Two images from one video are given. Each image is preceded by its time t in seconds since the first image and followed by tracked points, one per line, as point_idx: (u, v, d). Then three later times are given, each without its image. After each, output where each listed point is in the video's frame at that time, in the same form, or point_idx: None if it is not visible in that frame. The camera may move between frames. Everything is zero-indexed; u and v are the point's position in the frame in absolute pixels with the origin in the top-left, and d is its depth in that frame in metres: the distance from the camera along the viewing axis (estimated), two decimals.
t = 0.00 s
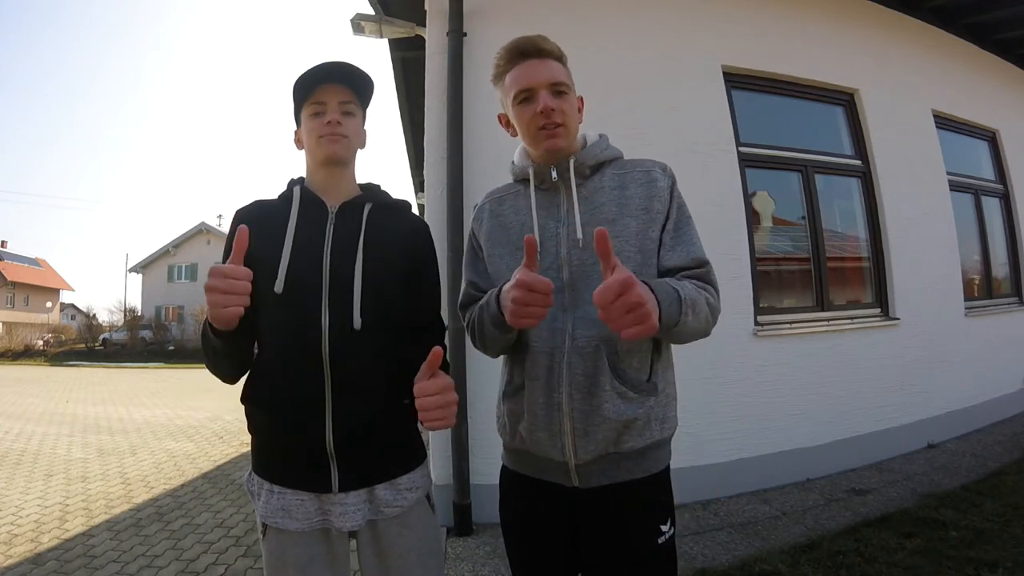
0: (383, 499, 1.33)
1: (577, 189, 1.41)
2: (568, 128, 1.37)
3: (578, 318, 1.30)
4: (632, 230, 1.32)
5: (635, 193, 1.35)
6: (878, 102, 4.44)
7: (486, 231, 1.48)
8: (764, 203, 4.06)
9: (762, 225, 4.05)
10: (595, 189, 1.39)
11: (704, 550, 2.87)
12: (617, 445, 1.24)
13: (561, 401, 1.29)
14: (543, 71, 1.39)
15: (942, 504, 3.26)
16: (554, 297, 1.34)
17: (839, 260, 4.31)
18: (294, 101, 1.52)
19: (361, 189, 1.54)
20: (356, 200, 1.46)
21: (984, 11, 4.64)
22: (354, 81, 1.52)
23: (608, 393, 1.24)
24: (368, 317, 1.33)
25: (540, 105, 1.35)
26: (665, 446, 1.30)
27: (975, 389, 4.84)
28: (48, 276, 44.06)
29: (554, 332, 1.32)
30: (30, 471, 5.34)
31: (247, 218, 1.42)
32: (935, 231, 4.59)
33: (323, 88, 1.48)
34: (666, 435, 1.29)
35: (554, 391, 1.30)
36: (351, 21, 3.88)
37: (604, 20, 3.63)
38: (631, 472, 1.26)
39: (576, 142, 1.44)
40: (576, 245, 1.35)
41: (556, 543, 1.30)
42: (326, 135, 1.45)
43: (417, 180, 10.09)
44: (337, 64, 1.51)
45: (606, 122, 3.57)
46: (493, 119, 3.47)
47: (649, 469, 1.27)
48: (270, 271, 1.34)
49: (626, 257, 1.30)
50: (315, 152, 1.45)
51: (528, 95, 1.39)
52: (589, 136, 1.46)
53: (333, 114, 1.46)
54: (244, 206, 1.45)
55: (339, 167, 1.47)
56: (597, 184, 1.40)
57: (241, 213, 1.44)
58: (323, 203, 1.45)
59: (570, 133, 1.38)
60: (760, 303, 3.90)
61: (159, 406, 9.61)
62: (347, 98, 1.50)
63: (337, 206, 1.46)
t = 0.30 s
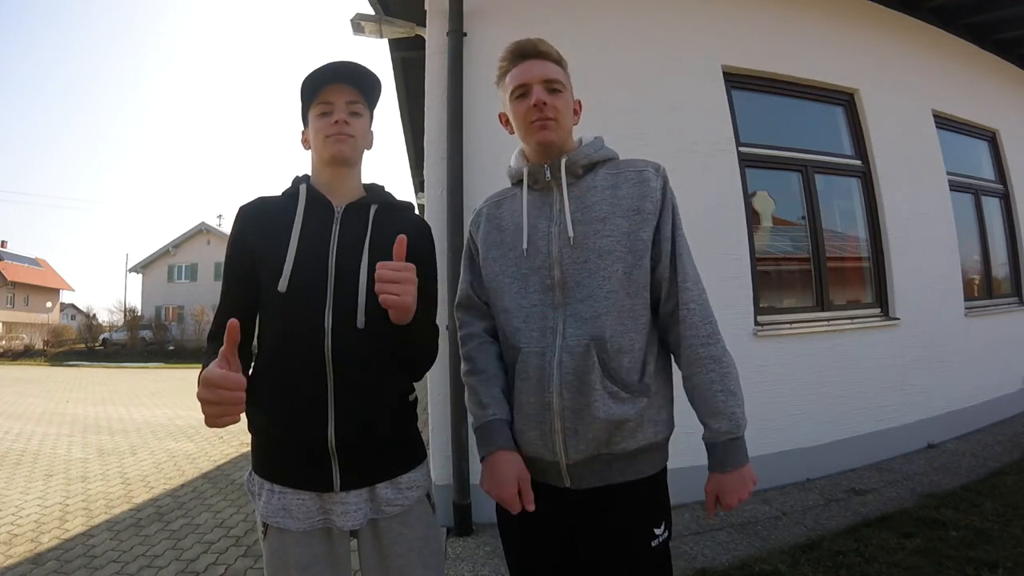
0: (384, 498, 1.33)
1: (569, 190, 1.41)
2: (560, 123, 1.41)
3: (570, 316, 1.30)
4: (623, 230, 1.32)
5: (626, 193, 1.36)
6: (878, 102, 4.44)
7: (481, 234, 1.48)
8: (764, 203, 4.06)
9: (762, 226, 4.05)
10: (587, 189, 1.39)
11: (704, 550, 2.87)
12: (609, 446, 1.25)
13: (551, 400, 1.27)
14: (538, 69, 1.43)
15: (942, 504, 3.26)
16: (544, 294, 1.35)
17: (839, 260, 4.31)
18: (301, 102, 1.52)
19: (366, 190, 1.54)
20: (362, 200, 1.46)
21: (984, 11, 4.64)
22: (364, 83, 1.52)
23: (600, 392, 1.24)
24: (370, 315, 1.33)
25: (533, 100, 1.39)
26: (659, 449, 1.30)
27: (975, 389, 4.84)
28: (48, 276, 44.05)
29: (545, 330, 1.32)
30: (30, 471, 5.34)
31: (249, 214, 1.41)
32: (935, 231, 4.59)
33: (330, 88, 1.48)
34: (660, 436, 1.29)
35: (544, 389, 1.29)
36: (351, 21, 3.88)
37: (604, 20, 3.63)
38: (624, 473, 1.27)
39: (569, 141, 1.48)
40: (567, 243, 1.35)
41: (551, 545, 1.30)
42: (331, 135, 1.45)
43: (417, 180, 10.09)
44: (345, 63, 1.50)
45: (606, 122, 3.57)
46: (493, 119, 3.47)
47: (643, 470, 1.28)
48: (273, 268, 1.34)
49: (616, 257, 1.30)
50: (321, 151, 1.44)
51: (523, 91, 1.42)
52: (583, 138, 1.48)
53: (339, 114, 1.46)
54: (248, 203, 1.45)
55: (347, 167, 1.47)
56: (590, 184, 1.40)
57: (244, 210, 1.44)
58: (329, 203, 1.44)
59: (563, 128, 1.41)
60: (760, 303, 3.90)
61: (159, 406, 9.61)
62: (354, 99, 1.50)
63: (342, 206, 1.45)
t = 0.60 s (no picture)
0: (383, 498, 1.33)
1: (573, 188, 1.40)
2: (569, 116, 1.41)
3: (575, 316, 1.29)
4: (628, 231, 1.32)
5: (632, 196, 1.36)
6: (878, 102, 4.44)
7: (480, 232, 1.46)
8: (764, 203, 4.06)
9: (762, 225, 4.05)
10: (591, 188, 1.39)
11: (704, 550, 2.87)
12: (617, 445, 1.25)
13: (559, 401, 1.27)
14: (552, 61, 1.44)
15: (942, 504, 3.26)
16: (548, 293, 1.33)
17: (839, 260, 4.31)
18: (301, 100, 1.51)
19: (368, 189, 1.53)
20: (362, 200, 1.46)
21: (984, 11, 4.64)
22: (364, 82, 1.52)
23: (609, 392, 1.24)
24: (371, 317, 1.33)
25: (546, 90, 1.39)
26: (664, 446, 1.32)
27: (975, 389, 4.84)
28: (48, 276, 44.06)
29: (550, 330, 1.30)
30: (30, 471, 5.34)
31: (251, 215, 1.41)
32: (935, 231, 4.59)
33: (329, 87, 1.48)
34: (664, 434, 1.30)
35: (552, 390, 1.28)
36: (351, 21, 3.88)
37: (604, 20, 3.63)
38: (631, 471, 1.28)
39: (576, 136, 1.48)
40: (572, 242, 1.34)
41: (556, 543, 1.30)
42: (332, 134, 1.45)
43: (417, 180, 10.08)
44: (345, 62, 1.50)
45: (606, 122, 3.58)
46: (493, 119, 3.47)
47: (648, 468, 1.29)
48: (274, 268, 1.34)
49: (623, 257, 1.30)
50: (321, 151, 1.45)
51: (535, 81, 1.43)
52: (586, 138, 1.49)
53: (339, 114, 1.46)
54: (250, 203, 1.45)
55: (348, 167, 1.48)
56: (593, 184, 1.40)
57: (246, 210, 1.44)
58: (329, 203, 1.44)
59: (571, 122, 1.42)
60: (760, 303, 3.90)
61: (159, 406, 9.62)
62: (355, 98, 1.49)
63: (343, 206, 1.45)
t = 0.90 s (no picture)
0: (381, 498, 1.33)
1: (583, 185, 1.40)
2: (580, 112, 1.40)
3: (582, 315, 1.29)
4: (637, 232, 1.32)
5: (641, 196, 1.36)
6: (878, 102, 4.44)
7: (484, 226, 1.44)
8: (764, 203, 4.06)
9: (762, 225, 4.05)
10: (599, 187, 1.39)
11: (703, 550, 2.87)
12: (622, 446, 1.25)
13: (564, 401, 1.27)
14: (563, 55, 1.43)
15: (942, 504, 3.26)
16: (554, 291, 1.32)
17: (839, 260, 4.31)
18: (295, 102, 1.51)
19: (368, 189, 1.53)
20: (362, 201, 1.46)
21: (984, 11, 4.64)
22: (356, 83, 1.50)
23: (614, 393, 1.24)
24: (370, 318, 1.32)
25: (556, 86, 1.39)
26: (667, 448, 1.31)
27: (975, 389, 4.84)
28: (48, 276, 44.06)
29: (555, 329, 1.30)
30: (30, 471, 5.34)
31: (252, 215, 1.41)
32: (935, 231, 4.59)
33: (320, 92, 1.48)
34: (668, 436, 1.30)
35: (556, 390, 1.28)
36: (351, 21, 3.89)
37: (604, 20, 3.63)
38: (635, 473, 1.27)
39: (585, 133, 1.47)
40: (579, 241, 1.34)
41: (559, 543, 1.30)
42: (326, 139, 1.45)
43: (417, 180, 10.09)
44: (337, 63, 1.49)
45: (606, 122, 3.58)
46: (493, 119, 3.47)
47: (652, 469, 1.29)
48: (274, 269, 1.34)
49: (631, 258, 1.30)
50: (317, 157, 1.45)
51: (547, 75, 1.42)
52: (596, 136, 1.48)
53: (331, 118, 1.45)
54: (252, 204, 1.45)
55: (342, 170, 1.47)
56: (602, 182, 1.39)
57: (247, 211, 1.44)
58: (330, 205, 1.44)
59: (580, 118, 1.41)
60: (760, 303, 3.90)
61: (159, 406, 9.62)
62: (348, 99, 1.49)
63: (342, 207, 1.45)
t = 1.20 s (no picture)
0: (382, 498, 1.33)
1: (595, 181, 1.37)
2: (582, 101, 1.35)
3: (587, 317, 1.27)
4: (649, 231, 1.27)
5: (657, 193, 1.30)
6: (878, 102, 4.44)
7: (498, 221, 1.44)
8: (764, 203, 4.06)
9: (762, 226, 4.05)
10: (615, 182, 1.34)
11: (703, 550, 2.87)
12: (622, 454, 1.23)
13: (564, 405, 1.25)
14: (562, 44, 1.38)
15: (942, 505, 3.26)
16: (560, 292, 1.31)
17: (839, 260, 4.31)
18: (286, 104, 1.52)
19: (370, 186, 1.53)
20: (363, 200, 1.46)
21: (984, 11, 4.63)
22: (344, 80, 1.47)
23: (616, 400, 1.21)
24: (371, 319, 1.32)
25: (551, 77, 1.35)
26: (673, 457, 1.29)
27: (975, 389, 4.84)
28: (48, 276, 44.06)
29: (559, 331, 1.29)
30: (30, 471, 5.34)
31: (255, 214, 1.41)
32: (935, 231, 4.59)
33: (306, 96, 1.47)
34: (675, 445, 1.27)
35: (557, 394, 1.26)
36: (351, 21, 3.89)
37: (604, 20, 3.63)
38: (638, 481, 1.25)
39: (600, 122, 1.42)
40: (588, 240, 1.31)
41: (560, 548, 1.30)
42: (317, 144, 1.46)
43: (417, 180, 10.09)
44: (321, 61, 1.46)
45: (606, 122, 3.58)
46: (493, 119, 3.47)
47: (657, 478, 1.26)
48: (274, 268, 1.34)
49: (639, 260, 1.26)
50: (311, 163, 1.46)
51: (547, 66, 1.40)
52: (616, 128, 1.44)
53: (318, 123, 1.45)
54: (254, 202, 1.45)
55: (337, 171, 1.47)
56: (618, 176, 1.35)
57: (251, 208, 1.44)
58: (330, 205, 1.44)
59: (582, 109, 1.36)
60: (760, 303, 3.90)
61: (160, 406, 9.62)
62: (337, 98, 1.47)
63: (343, 206, 1.46)
